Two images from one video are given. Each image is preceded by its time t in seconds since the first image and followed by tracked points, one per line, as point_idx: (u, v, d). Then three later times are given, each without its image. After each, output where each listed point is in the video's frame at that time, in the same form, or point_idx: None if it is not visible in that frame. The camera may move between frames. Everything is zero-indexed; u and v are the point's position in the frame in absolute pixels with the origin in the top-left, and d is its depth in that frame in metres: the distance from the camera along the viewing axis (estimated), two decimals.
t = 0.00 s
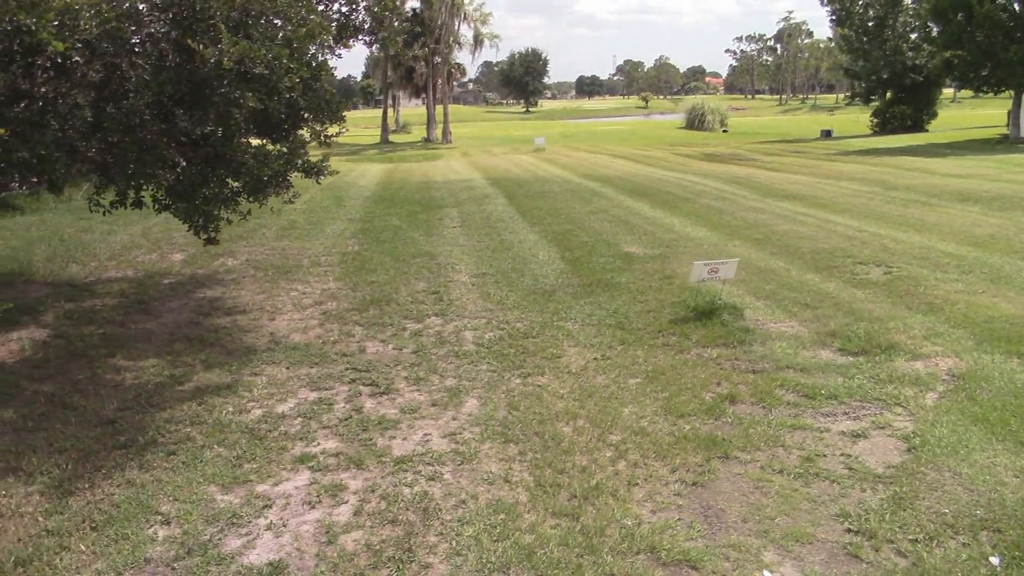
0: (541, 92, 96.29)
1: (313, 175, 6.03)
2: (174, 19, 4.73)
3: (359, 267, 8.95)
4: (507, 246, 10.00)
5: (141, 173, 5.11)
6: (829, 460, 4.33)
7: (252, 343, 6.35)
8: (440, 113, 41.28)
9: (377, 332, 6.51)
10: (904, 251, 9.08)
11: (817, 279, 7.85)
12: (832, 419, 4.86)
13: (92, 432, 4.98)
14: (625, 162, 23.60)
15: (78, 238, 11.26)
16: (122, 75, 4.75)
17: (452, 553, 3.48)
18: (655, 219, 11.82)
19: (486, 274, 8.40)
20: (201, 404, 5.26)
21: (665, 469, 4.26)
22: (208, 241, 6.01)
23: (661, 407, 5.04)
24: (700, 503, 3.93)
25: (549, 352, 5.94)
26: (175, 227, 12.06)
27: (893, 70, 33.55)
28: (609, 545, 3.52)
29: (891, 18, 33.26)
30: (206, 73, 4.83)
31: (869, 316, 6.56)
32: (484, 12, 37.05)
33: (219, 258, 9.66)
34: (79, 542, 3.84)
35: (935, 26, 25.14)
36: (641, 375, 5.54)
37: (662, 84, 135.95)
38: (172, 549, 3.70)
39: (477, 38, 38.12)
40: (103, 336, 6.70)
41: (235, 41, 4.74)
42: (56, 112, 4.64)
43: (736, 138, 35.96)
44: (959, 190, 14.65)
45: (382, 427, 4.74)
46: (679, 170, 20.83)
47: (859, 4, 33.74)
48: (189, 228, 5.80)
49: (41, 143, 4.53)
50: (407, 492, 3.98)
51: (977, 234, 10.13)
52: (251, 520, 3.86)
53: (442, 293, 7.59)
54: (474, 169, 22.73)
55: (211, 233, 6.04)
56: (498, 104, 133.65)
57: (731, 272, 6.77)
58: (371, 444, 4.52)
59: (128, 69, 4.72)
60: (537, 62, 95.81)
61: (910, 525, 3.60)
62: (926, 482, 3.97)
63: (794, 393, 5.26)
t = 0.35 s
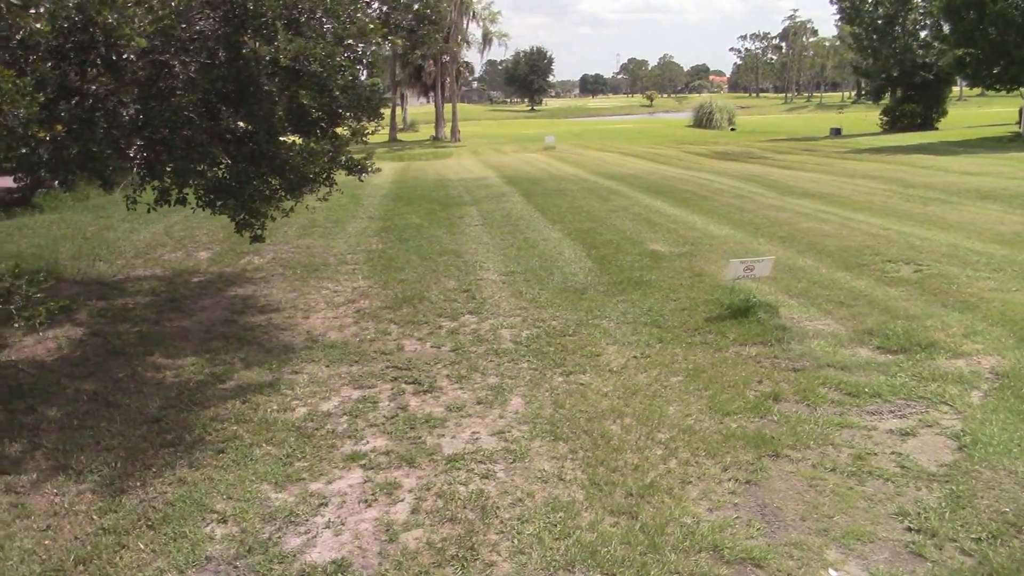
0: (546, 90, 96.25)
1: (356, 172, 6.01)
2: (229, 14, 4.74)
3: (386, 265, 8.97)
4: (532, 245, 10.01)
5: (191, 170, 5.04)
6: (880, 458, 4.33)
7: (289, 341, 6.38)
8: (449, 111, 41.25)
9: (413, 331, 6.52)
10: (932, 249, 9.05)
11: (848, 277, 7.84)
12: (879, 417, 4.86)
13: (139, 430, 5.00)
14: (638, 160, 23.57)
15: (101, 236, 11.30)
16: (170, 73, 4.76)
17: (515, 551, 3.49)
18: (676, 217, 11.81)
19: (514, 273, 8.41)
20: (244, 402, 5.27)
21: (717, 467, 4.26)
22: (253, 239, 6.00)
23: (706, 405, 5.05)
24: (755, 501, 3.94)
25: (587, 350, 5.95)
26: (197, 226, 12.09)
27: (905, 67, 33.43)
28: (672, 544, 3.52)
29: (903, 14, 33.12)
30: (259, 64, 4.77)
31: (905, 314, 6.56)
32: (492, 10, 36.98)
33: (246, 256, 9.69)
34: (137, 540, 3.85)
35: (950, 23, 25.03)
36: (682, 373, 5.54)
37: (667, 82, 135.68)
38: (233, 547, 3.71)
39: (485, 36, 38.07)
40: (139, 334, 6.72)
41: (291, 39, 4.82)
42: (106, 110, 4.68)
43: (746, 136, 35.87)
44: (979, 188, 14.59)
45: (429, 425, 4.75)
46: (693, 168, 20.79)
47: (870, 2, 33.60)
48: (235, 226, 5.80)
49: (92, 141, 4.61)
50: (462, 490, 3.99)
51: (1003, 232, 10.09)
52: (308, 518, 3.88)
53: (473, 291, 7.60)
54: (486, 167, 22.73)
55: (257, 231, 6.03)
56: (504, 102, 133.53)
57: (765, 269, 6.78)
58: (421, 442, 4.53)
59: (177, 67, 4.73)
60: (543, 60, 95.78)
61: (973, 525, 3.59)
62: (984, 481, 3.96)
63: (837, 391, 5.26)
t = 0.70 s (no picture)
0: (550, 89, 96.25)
1: (398, 170, 6.03)
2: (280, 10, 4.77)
3: (412, 263, 8.98)
4: (554, 243, 10.02)
5: (235, 168, 5.09)
6: (931, 455, 4.34)
7: (325, 339, 6.39)
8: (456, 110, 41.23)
9: (447, 329, 6.53)
10: (958, 248, 9.04)
11: (877, 275, 7.83)
12: (925, 414, 4.85)
13: (183, 427, 5.01)
14: (649, 159, 23.57)
15: (123, 234, 11.33)
16: (214, 70, 4.66)
17: (576, 547, 3.49)
18: (696, 216, 11.80)
19: (541, 271, 8.42)
20: (287, 400, 5.29)
21: (768, 465, 4.26)
22: (297, 240, 5.93)
23: (750, 402, 5.05)
24: (811, 498, 3.94)
25: (625, 348, 5.95)
26: (217, 224, 12.11)
27: (914, 67, 33.39)
28: (734, 540, 3.53)
29: (912, 13, 33.06)
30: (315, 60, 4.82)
31: (939, 312, 6.56)
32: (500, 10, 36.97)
33: (269, 254, 9.70)
34: (195, 536, 3.86)
35: (961, 23, 25.03)
36: (722, 371, 5.54)
37: (670, 81, 135.62)
38: (292, 543, 3.71)
39: (493, 35, 38.07)
40: (173, 331, 6.73)
41: (342, 38, 4.85)
42: (153, 106, 4.66)
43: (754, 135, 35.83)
44: (997, 187, 14.56)
45: (476, 423, 4.76)
46: (705, 167, 20.78)
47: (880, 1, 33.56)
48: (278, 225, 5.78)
49: (141, 138, 4.68)
50: (517, 487, 4.00)
51: None
52: (365, 514, 3.89)
53: (502, 290, 7.61)
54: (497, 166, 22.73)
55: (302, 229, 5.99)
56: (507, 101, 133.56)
57: (799, 268, 6.78)
58: (469, 439, 4.54)
59: (221, 65, 4.63)
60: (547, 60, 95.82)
61: None
62: None
63: (879, 389, 5.25)
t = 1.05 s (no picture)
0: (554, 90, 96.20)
1: (437, 169, 6.02)
2: (330, 7, 4.79)
3: (435, 262, 8.99)
4: (576, 242, 10.02)
5: (278, 166, 5.16)
6: (978, 453, 4.34)
7: (358, 337, 6.39)
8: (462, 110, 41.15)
9: (480, 327, 6.53)
10: (982, 247, 9.03)
11: (905, 275, 7.82)
12: (967, 413, 4.85)
13: (225, 424, 5.02)
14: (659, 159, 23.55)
15: (143, 233, 11.35)
16: (257, 69, 4.74)
17: (635, 544, 3.49)
18: (715, 216, 11.79)
19: (567, 270, 8.41)
20: (327, 397, 5.29)
21: (817, 463, 4.26)
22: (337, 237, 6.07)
23: (791, 401, 5.05)
24: (862, 495, 3.94)
25: (660, 347, 5.95)
26: (237, 223, 12.13)
27: (923, 67, 33.30)
28: (791, 536, 3.53)
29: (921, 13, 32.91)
30: (366, 58, 4.79)
31: (971, 311, 6.56)
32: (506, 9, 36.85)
33: (292, 253, 9.70)
34: (248, 533, 3.86)
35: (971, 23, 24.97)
36: (760, 370, 5.53)
37: (674, 82, 135.59)
38: (347, 539, 3.72)
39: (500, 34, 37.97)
40: (205, 329, 6.74)
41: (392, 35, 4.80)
42: (197, 103, 4.66)
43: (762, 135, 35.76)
44: (1013, 187, 14.54)
45: (519, 421, 4.76)
46: (717, 167, 20.76)
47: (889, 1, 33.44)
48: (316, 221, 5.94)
49: (188, 137, 4.68)
50: (568, 484, 4.00)
51: None
52: (418, 511, 3.89)
53: (530, 288, 7.61)
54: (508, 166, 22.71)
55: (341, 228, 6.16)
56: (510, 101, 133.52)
57: (831, 267, 6.78)
58: (515, 437, 4.54)
59: (264, 64, 4.71)
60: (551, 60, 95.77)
61: None
62: None
63: (919, 387, 5.25)
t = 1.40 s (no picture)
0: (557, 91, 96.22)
1: (472, 168, 6.06)
2: (376, 6, 4.77)
3: (457, 262, 9.00)
4: (596, 242, 10.03)
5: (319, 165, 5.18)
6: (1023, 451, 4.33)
7: (388, 336, 6.41)
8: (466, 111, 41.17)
9: (509, 326, 6.54)
10: (1004, 247, 9.02)
11: (929, 274, 7.83)
12: (1007, 411, 4.85)
13: (264, 422, 5.03)
14: (668, 160, 23.57)
15: (162, 232, 11.38)
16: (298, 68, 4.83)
17: (688, 541, 3.50)
18: (732, 216, 11.80)
19: (590, 270, 8.43)
20: (363, 396, 5.30)
21: (861, 461, 4.26)
22: (375, 236, 6.13)
23: (829, 399, 5.05)
24: (911, 493, 3.94)
25: (693, 346, 5.95)
26: (254, 223, 12.15)
27: (930, 68, 33.29)
28: (843, 533, 3.54)
29: (927, 14, 32.91)
30: (411, 55, 4.85)
31: (1000, 310, 6.56)
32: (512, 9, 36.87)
33: (312, 253, 9.72)
34: (297, 530, 3.86)
35: (980, 25, 24.99)
36: (795, 369, 5.53)
37: (676, 83, 135.60)
38: (398, 536, 3.72)
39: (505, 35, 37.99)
40: (234, 328, 6.76)
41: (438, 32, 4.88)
42: (241, 104, 4.71)
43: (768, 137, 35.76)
44: None
45: (559, 419, 4.77)
46: (727, 168, 20.77)
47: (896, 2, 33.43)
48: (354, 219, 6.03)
49: (231, 136, 4.74)
50: (615, 481, 4.01)
51: None
52: (467, 508, 3.90)
53: (556, 288, 7.62)
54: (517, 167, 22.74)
55: (380, 227, 6.19)
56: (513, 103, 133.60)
57: (860, 266, 6.77)
58: (556, 435, 4.54)
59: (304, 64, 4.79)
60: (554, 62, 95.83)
61: None
62: None
63: (955, 386, 5.25)
